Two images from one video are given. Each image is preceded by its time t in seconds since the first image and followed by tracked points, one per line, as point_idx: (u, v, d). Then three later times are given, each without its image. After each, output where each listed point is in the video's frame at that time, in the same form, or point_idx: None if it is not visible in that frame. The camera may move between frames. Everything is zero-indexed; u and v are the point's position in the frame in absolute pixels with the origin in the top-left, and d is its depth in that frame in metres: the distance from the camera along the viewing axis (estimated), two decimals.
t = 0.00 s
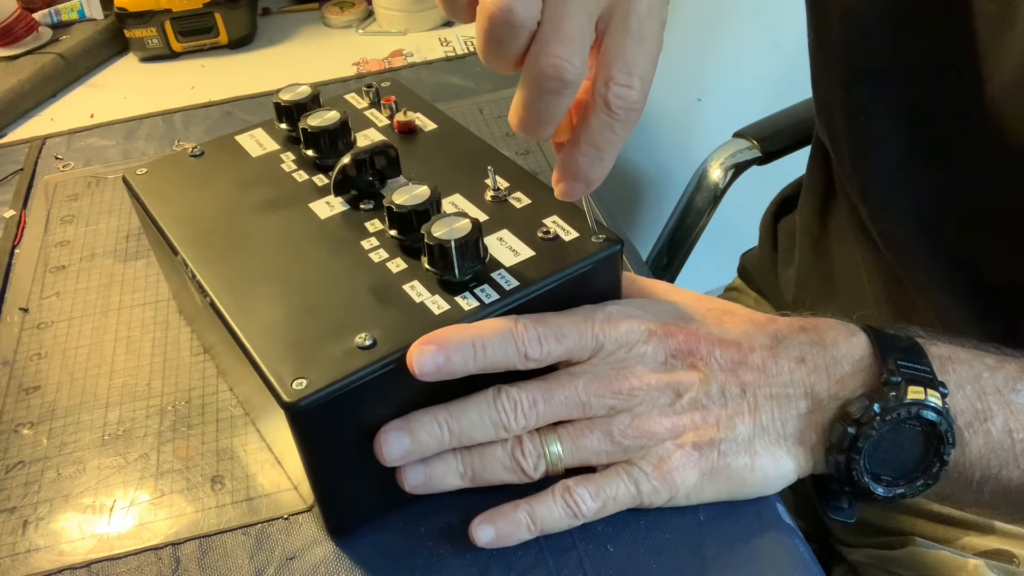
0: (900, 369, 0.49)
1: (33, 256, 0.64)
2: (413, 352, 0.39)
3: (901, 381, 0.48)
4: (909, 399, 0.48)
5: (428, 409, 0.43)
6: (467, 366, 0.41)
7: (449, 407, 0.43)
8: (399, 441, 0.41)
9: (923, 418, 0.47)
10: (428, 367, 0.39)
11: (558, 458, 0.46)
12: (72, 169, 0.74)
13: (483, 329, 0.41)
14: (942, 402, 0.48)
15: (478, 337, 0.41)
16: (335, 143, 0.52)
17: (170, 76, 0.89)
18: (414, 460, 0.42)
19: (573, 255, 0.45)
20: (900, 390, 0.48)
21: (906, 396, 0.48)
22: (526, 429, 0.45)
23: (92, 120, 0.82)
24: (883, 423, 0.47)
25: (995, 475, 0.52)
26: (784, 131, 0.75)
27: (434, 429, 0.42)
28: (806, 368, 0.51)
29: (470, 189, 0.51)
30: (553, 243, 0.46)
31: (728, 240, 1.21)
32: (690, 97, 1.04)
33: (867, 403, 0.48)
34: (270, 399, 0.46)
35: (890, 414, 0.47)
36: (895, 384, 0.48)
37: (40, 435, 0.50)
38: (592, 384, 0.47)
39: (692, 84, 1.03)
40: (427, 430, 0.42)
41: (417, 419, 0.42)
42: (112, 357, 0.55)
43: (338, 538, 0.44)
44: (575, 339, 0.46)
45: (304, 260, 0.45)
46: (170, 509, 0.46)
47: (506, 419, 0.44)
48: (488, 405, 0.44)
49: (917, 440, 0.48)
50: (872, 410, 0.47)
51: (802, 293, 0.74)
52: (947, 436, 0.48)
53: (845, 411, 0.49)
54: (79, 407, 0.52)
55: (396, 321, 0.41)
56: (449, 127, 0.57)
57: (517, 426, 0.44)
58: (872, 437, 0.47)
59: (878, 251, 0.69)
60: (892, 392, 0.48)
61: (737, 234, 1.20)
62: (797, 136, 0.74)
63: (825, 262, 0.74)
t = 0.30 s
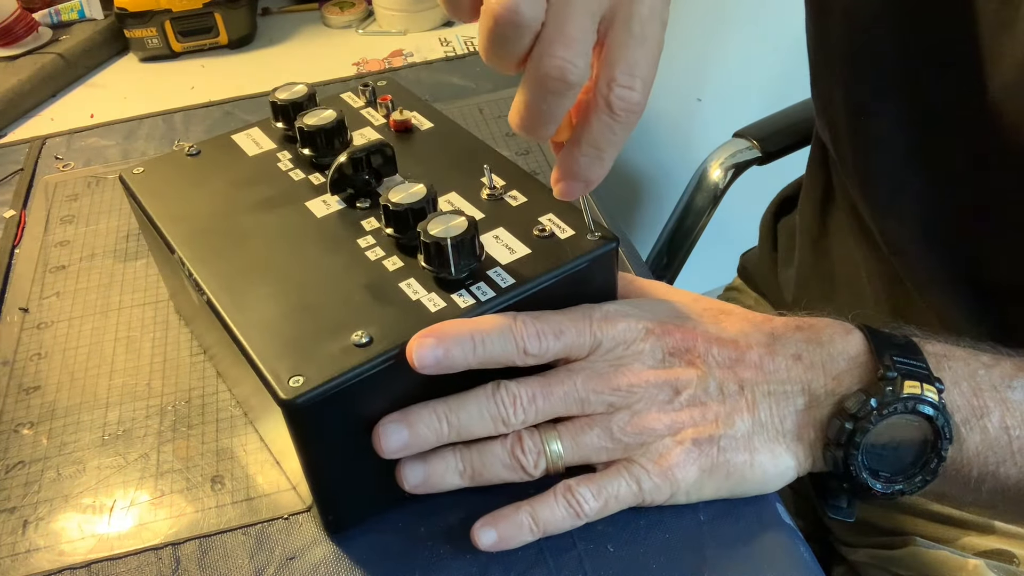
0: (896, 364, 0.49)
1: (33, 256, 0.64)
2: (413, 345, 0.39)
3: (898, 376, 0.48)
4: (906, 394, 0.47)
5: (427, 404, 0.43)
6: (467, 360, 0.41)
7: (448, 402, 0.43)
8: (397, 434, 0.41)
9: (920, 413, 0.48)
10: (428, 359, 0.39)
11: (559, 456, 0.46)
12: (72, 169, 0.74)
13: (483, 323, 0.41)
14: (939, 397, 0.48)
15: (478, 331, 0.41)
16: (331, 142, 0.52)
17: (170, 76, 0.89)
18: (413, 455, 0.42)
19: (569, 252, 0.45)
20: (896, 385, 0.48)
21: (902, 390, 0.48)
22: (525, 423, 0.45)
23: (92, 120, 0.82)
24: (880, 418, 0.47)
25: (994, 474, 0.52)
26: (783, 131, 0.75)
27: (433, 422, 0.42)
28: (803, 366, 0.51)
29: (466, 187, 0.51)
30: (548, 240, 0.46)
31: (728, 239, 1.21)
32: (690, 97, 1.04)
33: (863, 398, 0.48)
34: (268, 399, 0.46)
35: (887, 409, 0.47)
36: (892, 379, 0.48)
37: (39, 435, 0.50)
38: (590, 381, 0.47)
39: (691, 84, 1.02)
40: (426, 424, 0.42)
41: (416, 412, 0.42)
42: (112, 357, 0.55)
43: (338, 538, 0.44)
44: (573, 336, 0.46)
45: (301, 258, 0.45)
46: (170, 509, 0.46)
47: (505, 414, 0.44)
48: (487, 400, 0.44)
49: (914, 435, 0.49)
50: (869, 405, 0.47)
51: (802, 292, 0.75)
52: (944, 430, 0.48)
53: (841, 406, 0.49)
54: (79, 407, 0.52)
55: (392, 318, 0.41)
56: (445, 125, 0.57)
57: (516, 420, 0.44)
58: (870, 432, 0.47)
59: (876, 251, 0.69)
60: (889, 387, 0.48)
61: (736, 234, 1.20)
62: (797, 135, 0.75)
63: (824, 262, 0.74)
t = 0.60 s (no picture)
0: (897, 364, 0.50)
1: (33, 256, 0.64)
2: (428, 296, 0.40)
3: (899, 375, 0.49)
4: (908, 392, 0.48)
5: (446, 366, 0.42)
6: (483, 318, 0.41)
7: (467, 367, 0.42)
8: (413, 398, 0.40)
9: (922, 411, 0.48)
10: (440, 309, 0.40)
11: (573, 443, 0.46)
12: (72, 169, 0.74)
13: (500, 284, 0.42)
14: (940, 396, 0.49)
15: (494, 290, 0.41)
16: (331, 142, 0.53)
17: (170, 76, 0.89)
18: (431, 418, 0.41)
19: (571, 253, 0.45)
20: (898, 383, 0.48)
21: (904, 389, 0.48)
22: (544, 397, 0.44)
23: (92, 120, 0.82)
24: (882, 416, 0.48)
25: (995, 474, 0.52)
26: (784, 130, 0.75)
27: (451, 387, 0.41)
28: (803, 366, 0.51)
29: (466, 187, 0.50)
30: (548, 242, 0.46)
31: (729, 238, 1.21)
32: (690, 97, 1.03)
33: (865, 396, 0.48)
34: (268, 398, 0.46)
35: (889, 406, 0.48)
36: (893, 378, 0.49)
37: (40, 435, 0.50)
38: (612, 362, 0.47)
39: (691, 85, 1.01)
40: (446, 390, 0.41)
41: (435, 375, 0.41)
42: (112, 357, 0.55)
43: (338, 538, 0.44)
44: (593, 313, 0.46)
45: (302, 257, 0.45)
46: (169, 509, 0.46)
47: (526, 384, 0.43)
48: (506, 367, 0.43)
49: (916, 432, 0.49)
50: (872, 403, 0.48)
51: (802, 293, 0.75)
52: (945, 428, 0.49)
53: (844, 404, 0.49)
54: (79, 407, 0.52)
55: (392, 318, 0.41)
56: (445, 125, 0.57)
57: (536, 392, 0.44)
58: (872, 430, 0.48)
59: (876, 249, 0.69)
60: (891, 385, 0.48)
61: (736, 233, 1.20)
62: (798, 135, 0.75)
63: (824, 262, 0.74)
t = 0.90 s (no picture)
0: (891, 353, 0.51)
1: (34, 256, 0.64)
2: (428, 292, 0.41)
3: (894, 362, 0.50)
4: (905, 376, 0.49)
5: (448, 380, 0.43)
6: (487, 302, 0.41)
7: (470, 376, 0.43)
8: (416, 418, 0.41)
9: (920, 396, 0.49)
10: (439, 298, 0.40)
11: (586, 445, 0.45)
12: (72, 169, 0.74)
13: (497, 264, 0.42)
14: (937, 381, 0.49)
15: (492, 267, 0.42)
16: (328, 141, 0.53)
17: (169, 76, 0.89)
18: (439, 430, 0.42)
19: (569, 251, 0.45)
20: (894, 369, 0.49)
21: (901, 374, 0.49)
22: (548, 397, 0.44)
23: (92, 120, 0.82)
24: (882, 400, 0.48)
25: (995, 467, 0.52)
26: (783, 129, 0.75)
27: (450, 396, 0.42)
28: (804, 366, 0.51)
29: (464, 186, 0.50)
30: (546, 239, 0.46)
31: (729, 237, 1.21)
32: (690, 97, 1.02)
33: (864, 382, 0.49)
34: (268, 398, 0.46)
35: (888, 390, 0.48)
36: (888, 364, 0.50)
37: (39, 435, 0.50)
38: (616, 352, 0.47)
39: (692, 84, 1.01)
40: (445, 405, 0.42)
41: (435, 393, 0.42)
42: (112, 357, 0.55)
43: (338, 538, 0.44)
44: (597, 299, 0.45)
45: (301, 257, 0.45)
46: (169, 509, 0.46)
47: (526, 386, 0.43)
48: (506, 370, 0.43)
49: (916, 420, 0.50)
50: (871, 389, 0.48)
51: (812, 287, 0.76)
52: (944, 414, 0.49)
53: (843, 391, 0.50)
54: (79, 407, 0.52)
55: (390, 317, 0.41)
56: (441, 124, 0.57)
57: (538, 393, 0.44)
58: (873, 415, 0.48)
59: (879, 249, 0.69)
60: (888, 370, 0.49)
61: (736, 232, 1.20)
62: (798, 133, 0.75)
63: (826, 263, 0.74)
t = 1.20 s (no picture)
0: (881, 342, 0.51)
1: (33, 256, 0.64)
2: (428, 293, 0.41)
3: (884, 351, 0.50)
4: (894, 364, 0.49)
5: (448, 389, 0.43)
6: (488, 303, 0.41)
7: (471, 383, 0.43)
8: (418, 430, 0.41)
9: (910, 384, 0.49)
10: (440, 300, 0.40)
11: (585, 445, 0.45)
12: (72, 168, 0.74)
13: (495, 264, 0.42)
14: (927, 370, 0.50)
15: (491, 267, 0.42)
16: (328, 141, 0.53)
17: (169, 76, 0.89)
18: (443, 438, 0.42)
19: (569, 250, 0.46)
20: (884, 357, 0.50)
21: (890, 362, 0.49)
22: (546, 399, 0.44)
23: (92, 120, 0.82)
24: (871, 387, 0.48)
25: (984, 462, 0.52)
26: (783, 129, 0.75)
27: (450, 405, 0.42)
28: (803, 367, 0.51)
29: (463, 185, 0.50)
30: (546, 239, 0.46)
31: (729, 238, 1.21)
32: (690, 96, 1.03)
33: (854, 369, 0.49)
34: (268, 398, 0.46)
35: (876, 377, 0.48)
36: (878, 353, 0.50)
37: (39, 435, 0.50)
38: (612, 348, 0.47)
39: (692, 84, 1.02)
40: (446, 414, 0.42)
41: (435, 403, 0.42)
42: (112, 357, 0.55)
43: (338, 539, 0.44)
44: (595, 295, 0.45)
45: (301, 256, 0.45)
46: (169, 509, 0.46)
47: (525, 390, 0.43)
48: (505, 374, 0.43)
49: (904, 409, 0.50)
50: (859, 376, 0.49)
51: (814, 289, 0.75)
52: (934, 404, 0.49)
53: (833, 378, 0.50)
54: (79, 407, 0.52)
55: (390, 316, 0.41)
56: (440, 124, 0.57)
57: (536, 396, 0.44)
58: (862, 402, 0.48)
59: (871, 246, 0.69)
60: (877, 357, 0.50)
61: (736, 232, 1.20)
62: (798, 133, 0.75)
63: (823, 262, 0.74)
